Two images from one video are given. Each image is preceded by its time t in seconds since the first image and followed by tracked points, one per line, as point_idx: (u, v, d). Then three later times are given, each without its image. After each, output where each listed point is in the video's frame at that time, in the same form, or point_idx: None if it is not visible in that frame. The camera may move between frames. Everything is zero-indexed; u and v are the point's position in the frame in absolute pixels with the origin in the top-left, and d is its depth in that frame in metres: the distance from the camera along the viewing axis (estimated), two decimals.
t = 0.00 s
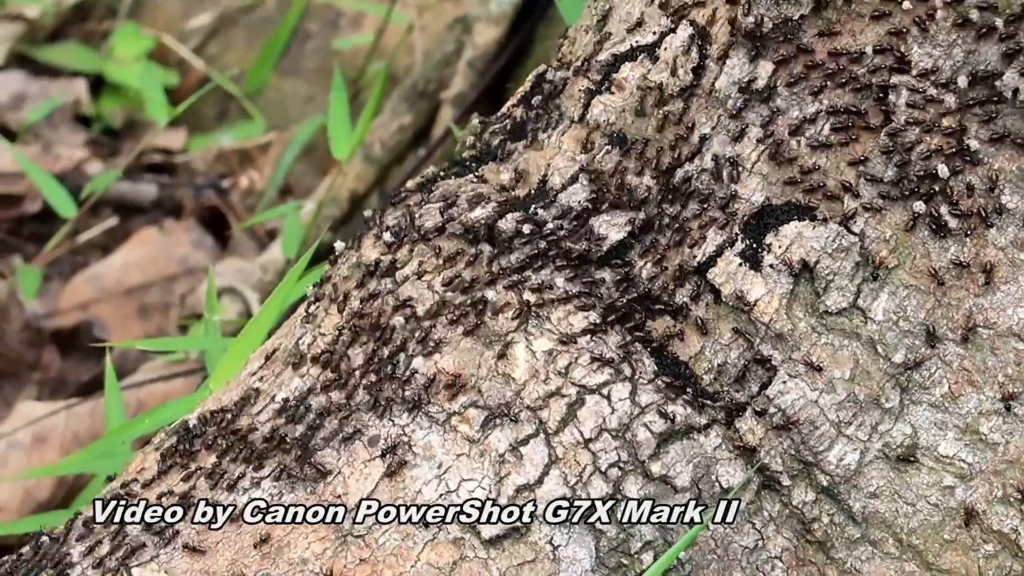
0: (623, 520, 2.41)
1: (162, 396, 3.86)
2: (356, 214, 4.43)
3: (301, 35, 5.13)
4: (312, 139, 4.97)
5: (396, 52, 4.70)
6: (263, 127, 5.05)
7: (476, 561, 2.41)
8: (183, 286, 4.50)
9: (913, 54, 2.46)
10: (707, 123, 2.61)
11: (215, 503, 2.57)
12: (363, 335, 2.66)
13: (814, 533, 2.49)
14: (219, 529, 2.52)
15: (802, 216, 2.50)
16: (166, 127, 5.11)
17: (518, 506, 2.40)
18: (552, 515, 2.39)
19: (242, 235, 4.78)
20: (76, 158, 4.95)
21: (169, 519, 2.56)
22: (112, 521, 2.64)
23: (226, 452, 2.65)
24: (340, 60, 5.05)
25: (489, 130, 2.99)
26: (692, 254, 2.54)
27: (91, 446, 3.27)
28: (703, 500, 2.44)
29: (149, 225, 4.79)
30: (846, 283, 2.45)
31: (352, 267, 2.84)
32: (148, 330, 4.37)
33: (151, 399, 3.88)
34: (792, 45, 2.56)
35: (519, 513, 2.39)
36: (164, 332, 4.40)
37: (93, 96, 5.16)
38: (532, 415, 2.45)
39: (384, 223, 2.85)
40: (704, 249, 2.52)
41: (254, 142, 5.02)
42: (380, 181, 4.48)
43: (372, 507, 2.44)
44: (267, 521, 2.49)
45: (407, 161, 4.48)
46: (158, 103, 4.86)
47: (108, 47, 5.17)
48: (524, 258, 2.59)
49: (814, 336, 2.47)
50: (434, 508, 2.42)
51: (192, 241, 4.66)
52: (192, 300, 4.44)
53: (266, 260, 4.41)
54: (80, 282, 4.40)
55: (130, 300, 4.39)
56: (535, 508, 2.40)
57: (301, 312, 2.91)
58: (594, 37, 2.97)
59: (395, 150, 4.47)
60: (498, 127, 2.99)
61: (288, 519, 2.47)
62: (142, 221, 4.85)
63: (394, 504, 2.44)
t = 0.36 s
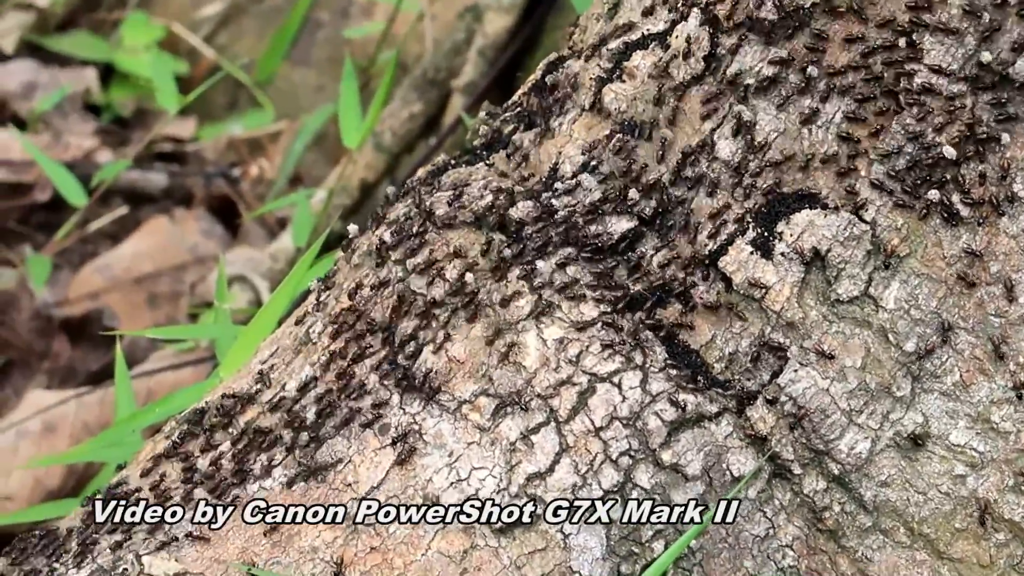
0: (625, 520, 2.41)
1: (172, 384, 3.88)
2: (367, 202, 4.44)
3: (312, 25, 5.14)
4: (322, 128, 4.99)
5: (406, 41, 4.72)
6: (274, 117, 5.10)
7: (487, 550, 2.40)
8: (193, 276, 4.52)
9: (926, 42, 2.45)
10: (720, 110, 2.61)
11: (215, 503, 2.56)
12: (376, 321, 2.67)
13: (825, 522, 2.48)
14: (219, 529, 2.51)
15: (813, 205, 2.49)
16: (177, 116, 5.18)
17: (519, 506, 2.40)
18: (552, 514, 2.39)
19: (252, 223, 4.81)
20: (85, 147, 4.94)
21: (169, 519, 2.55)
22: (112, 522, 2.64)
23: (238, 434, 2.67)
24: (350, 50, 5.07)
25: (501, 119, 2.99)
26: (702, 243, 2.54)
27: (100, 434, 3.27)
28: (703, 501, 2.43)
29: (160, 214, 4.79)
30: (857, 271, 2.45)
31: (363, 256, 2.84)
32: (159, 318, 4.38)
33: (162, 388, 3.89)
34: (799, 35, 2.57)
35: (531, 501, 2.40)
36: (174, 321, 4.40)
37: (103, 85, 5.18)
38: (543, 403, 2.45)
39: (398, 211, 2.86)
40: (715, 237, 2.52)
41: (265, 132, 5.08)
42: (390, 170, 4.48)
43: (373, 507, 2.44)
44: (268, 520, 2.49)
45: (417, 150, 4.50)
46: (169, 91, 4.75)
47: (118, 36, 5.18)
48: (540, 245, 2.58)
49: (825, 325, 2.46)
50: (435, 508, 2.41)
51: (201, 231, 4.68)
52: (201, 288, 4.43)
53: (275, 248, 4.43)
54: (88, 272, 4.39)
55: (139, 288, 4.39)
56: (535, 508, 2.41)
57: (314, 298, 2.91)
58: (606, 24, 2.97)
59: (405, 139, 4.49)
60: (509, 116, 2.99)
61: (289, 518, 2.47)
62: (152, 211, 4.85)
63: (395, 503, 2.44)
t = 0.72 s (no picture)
0: (624, 519, 2.41)
1: (172, 382, 3.89)
2: (367, 202, 4.43)
3: (313, 23, 5.15)
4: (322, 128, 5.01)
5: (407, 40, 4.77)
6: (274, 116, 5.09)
7: (485, 549, 2.40)
8: (193, 274, 4.53)
9: (926, 41, 2.46)
10: (721, 109, 2.59)
11: (215, 503, 2.56)
12: (373, 318, 2.67)
13: (824, 521, 2.49)
14: (218, 529, 2.52)
15: (813, 205, 2.49)
16: (178, 114, 5.16)
17: (518, 506, 2.40)
18: (552, 514, 2.39)
19: (252, 222, 4.82)
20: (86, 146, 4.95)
21: (169, 519, 2.56)
22: (111, 522, 2.64)
23: (236, 432, 2.67)
24: (352, 49, 5.08)
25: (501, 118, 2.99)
26: (702, 242, 2.53)
27: (100, 432, 3.27)
28: (703, 500, 2.44)
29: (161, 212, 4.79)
30: (857, 271, 2.45)
31: (362, 254, 2.84)
32: (159, 317, 4.41)
33: (162, 386, 3.89)
34: (800, 34, 2.57)
35: (530, 500, 2.40)
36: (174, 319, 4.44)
37: (104, 85, 5.19)
38: (542, 402, 2.45)
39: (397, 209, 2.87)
40: (715, 236, 2.52)
41: (266, 130, 5.07)
42: (391, 169, 4.48)
43: (372, 507, 2.43)
44: (267, 521, 2.49)
45: (418, 149, 4.50)
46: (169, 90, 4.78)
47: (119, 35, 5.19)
48: (540, 244, 2.59)
49: (825, 324, 2.47)
50: (434, 508, 2.41)
51: (202, 229, 4.68)
52: (202, 287, 4.45)
53: (275, 247, 4.42)
54: (88, 270, 4.39)
55: (139, 287, 4.40)
56: (535, 507, 2.41)
57: (314, 296, 2.92)
58: (606, 23, 2.97)
59: (406, 138, 4.49)
60: (508, 116, 2.98)
61: (288, 518, 2.47)
62: (153, 210, 4.85)
63: (394, 503, 2.44)
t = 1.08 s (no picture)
0: (624, 519, 2.41)
1: (172, 382, 3.88)
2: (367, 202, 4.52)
3: (313, 23, 5.14)
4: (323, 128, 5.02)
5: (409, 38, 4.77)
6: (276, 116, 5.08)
7: (487, 549, 2.42)
8: (194, 274, 4.54)
9: (928, 44, 2.46)
10: (722, 110, 2.60)
11: (215, 503, 2.56)
12: (373, 318, 2.67)
13: (825, 522, 2.49)
14: (218, 529, 2.51)
15: (814, 205, 2.50)
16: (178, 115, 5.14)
17: (518, 506, 2.42)
18: (552, 514, 2.40)
19: (253, 222, 4.83)
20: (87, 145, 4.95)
21: (169, 519, 2.55)
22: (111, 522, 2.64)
23: (235, 430, 2.66)
24: (353, 49, 5.07)
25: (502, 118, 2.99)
26: (703, 238, 2.54)
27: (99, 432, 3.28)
28: (703, 501, 2.43)
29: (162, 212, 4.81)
30: (858, 271, 2.46)
31: (363, 254, 2.85)
32: (158, 318, 4.43)
33: (162, 386, 3.88)
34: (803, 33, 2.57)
35: (530, 500, 2.42)
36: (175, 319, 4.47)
37: (104, 84, 5.18)
38: (543, 402, 2.47)
39: (399, 210, 2.87)
40: (716, 236, 2.53)
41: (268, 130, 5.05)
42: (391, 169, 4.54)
43: (372, 507, 2.44)
44: (267, 521, 2.49)
45: (419, 149, 4.55)
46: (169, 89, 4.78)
47: (120, 36, 5.19)
48: (543, 244, 2.57)
49: (826, 324, 2.47)
50: (434, 508, 2.42)
51: (202, 228, 4.71)
52: (202, 288, 4.47)
53: (276, 247, 4.41)
54: (89, 270, 4.42)
55: (139, 287, 4.42)
56: (535, 507, 2.42)
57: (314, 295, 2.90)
58: (608, 23, 2.96)
59: (408, 137, 4.53)
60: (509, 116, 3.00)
61: (288, 518, 2.48)
62: (151, 210, 4.87)
63: (395, 504, 2.45)
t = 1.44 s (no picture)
0: (624, 518, 2.41)
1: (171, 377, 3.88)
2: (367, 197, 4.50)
3: (313, 19, 5.13)
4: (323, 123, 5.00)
5: (408, 36, 4.74)
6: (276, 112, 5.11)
7: (485, 543, 2.41)
8: (194, 269, 4.55)
9: (925, 38, 2.47)
10: (721, 104, 2.58)
11: (215, 503, 2.55)
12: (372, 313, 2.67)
13: (824, 517, 2.49)
14: (218, 529, 2.51)
15: (813, 200, 2.50)
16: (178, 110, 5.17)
17: (518, 506, 2.41)
18: (552, 514, 2.41)
19: (253, 218, 4.84)
20: (88, 141, 4.93)
21: (169, 519, 2.55)
22: (112, 522, 2.63)
23: (234, 425, 2.67)
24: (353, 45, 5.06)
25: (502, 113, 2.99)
26: (702, 238, 2.54)
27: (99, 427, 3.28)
28: (702, 499, 2.43)
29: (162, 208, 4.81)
30: (857, 266, 2.46)
31: (363, 249, 2.85)
32: (158, 312, 4.43)
33: (161, 381, 3.88)
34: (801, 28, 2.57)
35: (528, 494, 2.42)
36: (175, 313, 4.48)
37: (104, 79, 5.17)
38: (542, 397, 2.47)
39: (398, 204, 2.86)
40: (715, 232, 2.53)
41: (267, 126, 5.08)
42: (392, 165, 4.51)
43: (372, 507, 2.45)
44: (266, 520, 2.50)
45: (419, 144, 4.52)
46: (168, 83, 4.79)
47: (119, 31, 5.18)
48: (542, 236, 2.59)
49: (825, 319, 2.47)
50: (434, 508, 2.43)
51: (202, 224, 4.73)
52: (201, 283, 4.48)
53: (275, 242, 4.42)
54: (89, 265, 4.45)
55: (139, 283, 4.44)
56: (535, 506, 2.42)
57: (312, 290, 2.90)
58: (608, 17, 2.96)
59: (408, 133, 4.51)
60: (509, 111, 2.98)
61: (287, 518, 2.48)
62: (151, 205, 4.91)
63: (394, 504, 2.46)
